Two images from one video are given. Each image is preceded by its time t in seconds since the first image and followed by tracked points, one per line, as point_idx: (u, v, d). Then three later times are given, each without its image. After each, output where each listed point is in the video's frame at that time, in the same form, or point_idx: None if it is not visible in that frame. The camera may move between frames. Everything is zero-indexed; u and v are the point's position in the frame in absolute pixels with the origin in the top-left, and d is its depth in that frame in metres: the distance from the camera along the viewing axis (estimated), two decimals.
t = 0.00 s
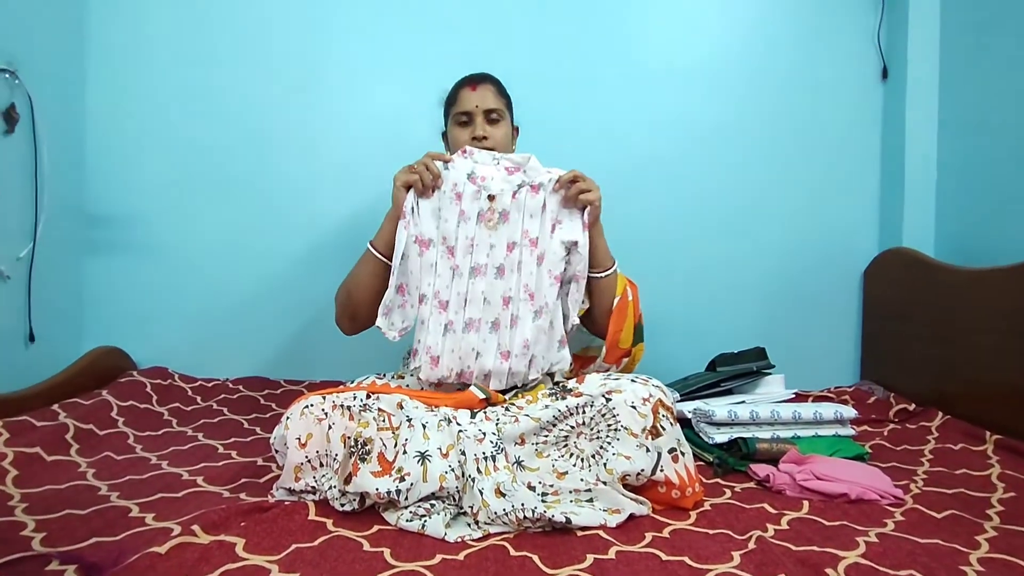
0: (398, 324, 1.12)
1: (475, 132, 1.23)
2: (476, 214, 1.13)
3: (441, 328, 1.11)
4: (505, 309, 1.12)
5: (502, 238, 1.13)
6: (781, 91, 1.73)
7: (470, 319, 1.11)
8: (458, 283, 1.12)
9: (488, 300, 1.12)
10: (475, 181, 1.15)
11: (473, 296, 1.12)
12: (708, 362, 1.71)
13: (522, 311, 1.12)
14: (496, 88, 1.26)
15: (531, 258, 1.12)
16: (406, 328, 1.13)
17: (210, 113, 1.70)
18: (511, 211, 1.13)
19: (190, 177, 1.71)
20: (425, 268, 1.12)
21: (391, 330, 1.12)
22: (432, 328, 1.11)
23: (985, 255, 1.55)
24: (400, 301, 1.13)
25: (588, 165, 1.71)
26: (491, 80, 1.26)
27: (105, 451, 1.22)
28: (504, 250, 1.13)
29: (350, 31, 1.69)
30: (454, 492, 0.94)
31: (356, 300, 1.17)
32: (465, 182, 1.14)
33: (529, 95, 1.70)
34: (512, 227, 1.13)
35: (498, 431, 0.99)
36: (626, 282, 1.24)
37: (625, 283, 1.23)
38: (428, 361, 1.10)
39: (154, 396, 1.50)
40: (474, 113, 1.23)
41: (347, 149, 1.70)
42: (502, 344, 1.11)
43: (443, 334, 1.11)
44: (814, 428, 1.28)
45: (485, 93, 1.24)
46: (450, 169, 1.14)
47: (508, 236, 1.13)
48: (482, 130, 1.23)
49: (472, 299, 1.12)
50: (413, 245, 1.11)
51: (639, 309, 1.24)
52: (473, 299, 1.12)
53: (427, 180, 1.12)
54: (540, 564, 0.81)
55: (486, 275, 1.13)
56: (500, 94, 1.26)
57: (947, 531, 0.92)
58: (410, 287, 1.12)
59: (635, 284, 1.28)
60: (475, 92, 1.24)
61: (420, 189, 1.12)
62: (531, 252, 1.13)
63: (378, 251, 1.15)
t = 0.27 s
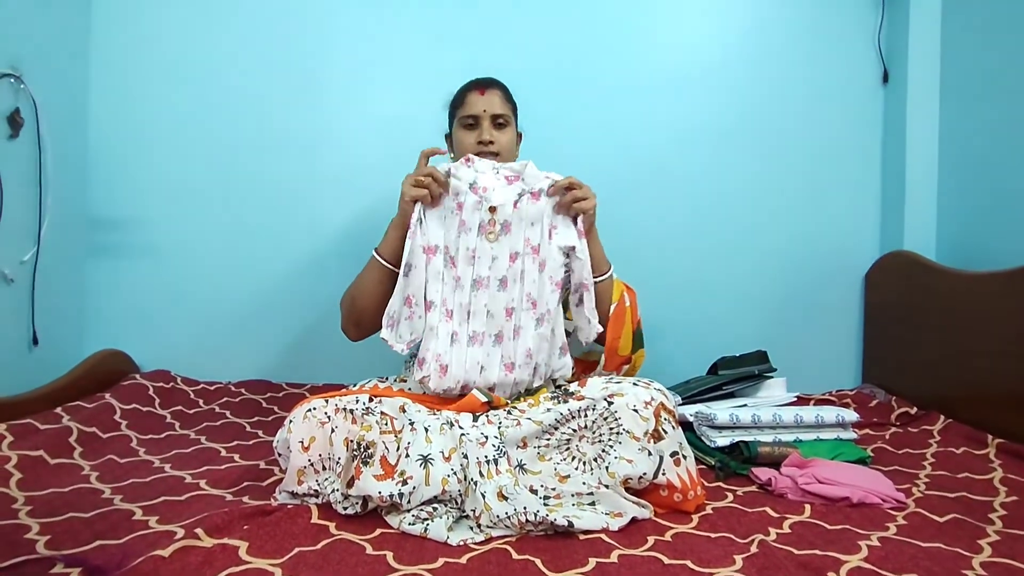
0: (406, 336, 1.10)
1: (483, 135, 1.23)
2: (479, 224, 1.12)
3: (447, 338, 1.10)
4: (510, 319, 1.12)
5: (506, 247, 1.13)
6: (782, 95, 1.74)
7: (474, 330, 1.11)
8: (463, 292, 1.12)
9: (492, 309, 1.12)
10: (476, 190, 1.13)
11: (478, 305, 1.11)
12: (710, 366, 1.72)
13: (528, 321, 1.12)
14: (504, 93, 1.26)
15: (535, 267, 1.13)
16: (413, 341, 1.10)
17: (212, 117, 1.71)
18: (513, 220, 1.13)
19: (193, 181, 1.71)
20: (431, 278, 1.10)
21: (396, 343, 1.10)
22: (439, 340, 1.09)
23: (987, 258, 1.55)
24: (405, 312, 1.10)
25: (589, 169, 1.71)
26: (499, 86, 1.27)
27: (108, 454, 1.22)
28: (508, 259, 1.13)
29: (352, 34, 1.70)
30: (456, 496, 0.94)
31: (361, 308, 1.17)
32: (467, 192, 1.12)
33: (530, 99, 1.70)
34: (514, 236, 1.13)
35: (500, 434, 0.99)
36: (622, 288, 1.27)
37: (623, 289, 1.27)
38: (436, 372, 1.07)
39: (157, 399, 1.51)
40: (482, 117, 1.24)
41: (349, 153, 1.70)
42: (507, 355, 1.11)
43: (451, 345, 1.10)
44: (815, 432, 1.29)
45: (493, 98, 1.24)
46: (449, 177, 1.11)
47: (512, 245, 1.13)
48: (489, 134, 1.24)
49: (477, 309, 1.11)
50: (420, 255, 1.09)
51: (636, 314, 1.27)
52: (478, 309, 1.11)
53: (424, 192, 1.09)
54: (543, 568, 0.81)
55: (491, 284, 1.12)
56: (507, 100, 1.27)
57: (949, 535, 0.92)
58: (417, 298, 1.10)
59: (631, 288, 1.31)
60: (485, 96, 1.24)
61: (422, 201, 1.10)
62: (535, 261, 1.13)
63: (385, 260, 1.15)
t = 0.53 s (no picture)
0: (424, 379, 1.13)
1: (508, 142, 1.22)
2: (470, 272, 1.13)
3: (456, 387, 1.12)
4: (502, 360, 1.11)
5: (485, 294, 1.12)
6: (783, 95, 1.73)
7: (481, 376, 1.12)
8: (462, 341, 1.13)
9: (485, 356, 1.12)
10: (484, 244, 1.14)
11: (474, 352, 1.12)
12: (711, 366, 1.71)
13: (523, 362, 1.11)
14: (527, 100, 1.26)
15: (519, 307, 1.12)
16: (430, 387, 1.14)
17: (213, 117, 1.71)
18: (488, 265, 1.12)
19: (194, 180, 1.71)
20: (438, 333, 1.13)
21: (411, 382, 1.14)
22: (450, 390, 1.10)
23: (988, 259, 1.55)
24: (424, 369, 1.13)
25: (590, 168, 1.71)
26: (524, 93, 1.26)
27: (108, 454, 1.22)
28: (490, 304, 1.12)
29: (353, 33, 1.70)
30: (457, 496, 0.94)
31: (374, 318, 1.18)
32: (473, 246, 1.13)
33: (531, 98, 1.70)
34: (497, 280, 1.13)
35: (501, 435, 0.98)
36: (602, 299, 1.18)
37: (601, 301, 1.18)
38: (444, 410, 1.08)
39: (157, 399, 1.51)
40: (509, 122, 1.22)
41: (350, 152, 1.70)
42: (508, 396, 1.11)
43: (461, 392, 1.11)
44: (816, 433, 1.29)
45: (521, 106, 1.23)
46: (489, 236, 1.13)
47: (491, 290, 1.12)
48: (512, 142, 1.23)
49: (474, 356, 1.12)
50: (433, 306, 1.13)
51: (618, 327, 1.18)
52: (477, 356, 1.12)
53: (455, 245, 1.12)
54: (544, 569, 0.81)
55: (478, 332, 1.12)
56: (529, 108, 1.26)
57: (951, 536, 0.92)
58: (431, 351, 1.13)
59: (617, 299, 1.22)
60: (515, 102, 1.23)
61: (459, 252, 1.13)
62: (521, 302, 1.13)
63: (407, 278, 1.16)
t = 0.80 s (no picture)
0: (423, 385, 1.11)
1: (533, 151, 1.23)
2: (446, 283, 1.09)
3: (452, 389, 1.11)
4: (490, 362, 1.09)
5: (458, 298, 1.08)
6: (782, 94, 1.73)
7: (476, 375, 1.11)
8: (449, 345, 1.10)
9: (473, 358, 1.09)
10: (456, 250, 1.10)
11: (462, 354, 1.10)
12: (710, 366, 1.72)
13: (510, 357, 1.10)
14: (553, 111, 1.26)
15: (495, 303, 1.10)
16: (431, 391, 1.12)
17: (212, 115, 1.71)
18: (456, 269, 1.08)
19: (193, 179, 1.71)
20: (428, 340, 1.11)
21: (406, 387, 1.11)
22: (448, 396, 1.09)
23: (987, 259, 1.55)
24: (422, 377, 1.11)
25: (590, 168, 1.71)
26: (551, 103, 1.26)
27: (107, 453, 1.22)
28: (466, 307, 1.08)
29: (352, 31, 1.70)
30: (456, 496, 0.94)
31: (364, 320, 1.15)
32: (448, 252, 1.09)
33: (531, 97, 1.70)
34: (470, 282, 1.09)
35: (500, 434, 0.99)
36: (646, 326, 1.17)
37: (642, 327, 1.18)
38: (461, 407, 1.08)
39: (157, 398, 1.51)
40: (535, 129, 1.23)
41: (350, 151, 1.70)
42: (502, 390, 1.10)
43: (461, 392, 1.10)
44: (815, 433, 1.29)
45: (548, 116, 1.24)
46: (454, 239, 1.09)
47: (464, 294, 1.08)
48: (536, 149, 1.23)
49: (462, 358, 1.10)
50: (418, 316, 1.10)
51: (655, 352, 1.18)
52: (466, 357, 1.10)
53: (423, 250, 1.08)
54: (543, 568, 0.81)
55: (459, 336, 1.09)
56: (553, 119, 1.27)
57: (949, 535, 0.92)
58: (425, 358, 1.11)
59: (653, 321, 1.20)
60: (542, 111, 1.23)
61: (427, 255, 1.09)
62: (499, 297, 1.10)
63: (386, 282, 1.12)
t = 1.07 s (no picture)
0: (392, 374, 1.12)
1: (547, 149, 1.20)
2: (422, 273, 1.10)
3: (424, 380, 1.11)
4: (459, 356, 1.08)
5: (434, 288, 1.09)
6: (781, 93, 1.73)
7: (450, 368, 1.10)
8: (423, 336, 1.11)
9: (446, 349, 1.09)
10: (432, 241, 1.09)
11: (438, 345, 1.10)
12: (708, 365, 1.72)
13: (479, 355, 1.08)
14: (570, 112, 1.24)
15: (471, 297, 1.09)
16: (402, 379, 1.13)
17: (210, 114, 1.70)
18: (433, 259, 1.09)
19: (191, 177, 1.71)
20: (403, 330, 1.12)
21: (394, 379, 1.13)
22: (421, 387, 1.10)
23: (986, 258, 1.55)
24: (394, 367, 1.12)
25: (589, 167, 1.71)
26: (569, 104, 1.24)
27: (105, 452, 1.22)
28: (442, 297, 1.08)
29: (351, 28, 1.69)
30: (455, 496, 0.94)
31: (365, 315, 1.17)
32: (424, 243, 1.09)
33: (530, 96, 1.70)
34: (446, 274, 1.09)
35: (500, 434, 0.99)
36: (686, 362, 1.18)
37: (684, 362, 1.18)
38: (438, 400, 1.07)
39: (155, 397, 1.51)
40: (551, 128, 1.20)
41: (349, 150, 1.70)
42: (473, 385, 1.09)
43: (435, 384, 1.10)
44: (814, 432, 1.29)
45: (564, 115, 1.21)
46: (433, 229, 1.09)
47: (441, 284, 1.08)
48: (551, 148, 1.21)
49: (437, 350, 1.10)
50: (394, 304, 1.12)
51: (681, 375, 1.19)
52: (440, 348, 1.09)
53: (403, 239, 1.09)
54: (541, 567, 0.81)
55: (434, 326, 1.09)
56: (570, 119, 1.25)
57: (947, 535, 0.92)
58: (398, 348, 1.12)
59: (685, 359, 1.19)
60: (558, 109, 1.20)
61: (411, 245, 1.10)
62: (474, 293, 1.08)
63: (381, 277, 1.14)
